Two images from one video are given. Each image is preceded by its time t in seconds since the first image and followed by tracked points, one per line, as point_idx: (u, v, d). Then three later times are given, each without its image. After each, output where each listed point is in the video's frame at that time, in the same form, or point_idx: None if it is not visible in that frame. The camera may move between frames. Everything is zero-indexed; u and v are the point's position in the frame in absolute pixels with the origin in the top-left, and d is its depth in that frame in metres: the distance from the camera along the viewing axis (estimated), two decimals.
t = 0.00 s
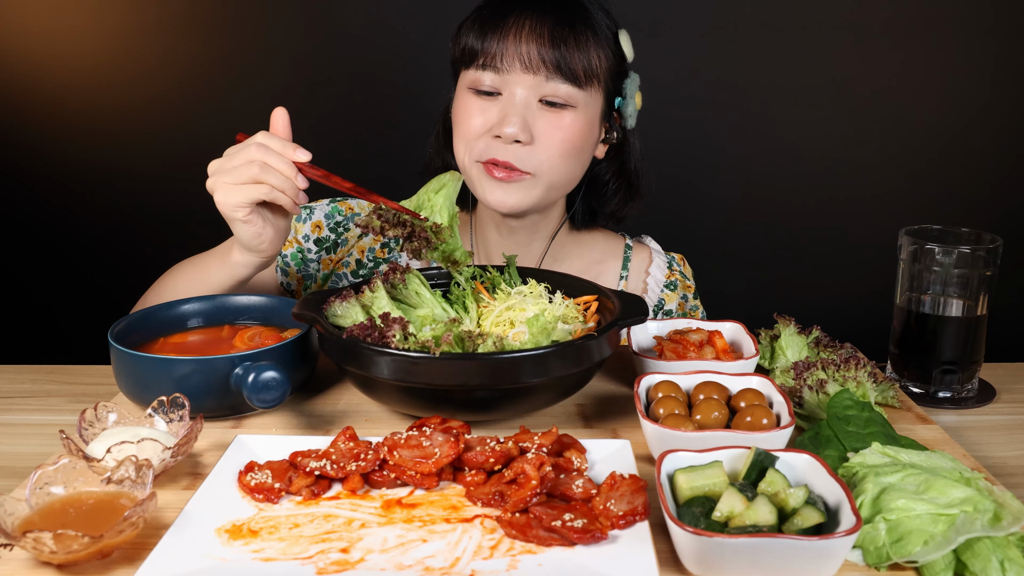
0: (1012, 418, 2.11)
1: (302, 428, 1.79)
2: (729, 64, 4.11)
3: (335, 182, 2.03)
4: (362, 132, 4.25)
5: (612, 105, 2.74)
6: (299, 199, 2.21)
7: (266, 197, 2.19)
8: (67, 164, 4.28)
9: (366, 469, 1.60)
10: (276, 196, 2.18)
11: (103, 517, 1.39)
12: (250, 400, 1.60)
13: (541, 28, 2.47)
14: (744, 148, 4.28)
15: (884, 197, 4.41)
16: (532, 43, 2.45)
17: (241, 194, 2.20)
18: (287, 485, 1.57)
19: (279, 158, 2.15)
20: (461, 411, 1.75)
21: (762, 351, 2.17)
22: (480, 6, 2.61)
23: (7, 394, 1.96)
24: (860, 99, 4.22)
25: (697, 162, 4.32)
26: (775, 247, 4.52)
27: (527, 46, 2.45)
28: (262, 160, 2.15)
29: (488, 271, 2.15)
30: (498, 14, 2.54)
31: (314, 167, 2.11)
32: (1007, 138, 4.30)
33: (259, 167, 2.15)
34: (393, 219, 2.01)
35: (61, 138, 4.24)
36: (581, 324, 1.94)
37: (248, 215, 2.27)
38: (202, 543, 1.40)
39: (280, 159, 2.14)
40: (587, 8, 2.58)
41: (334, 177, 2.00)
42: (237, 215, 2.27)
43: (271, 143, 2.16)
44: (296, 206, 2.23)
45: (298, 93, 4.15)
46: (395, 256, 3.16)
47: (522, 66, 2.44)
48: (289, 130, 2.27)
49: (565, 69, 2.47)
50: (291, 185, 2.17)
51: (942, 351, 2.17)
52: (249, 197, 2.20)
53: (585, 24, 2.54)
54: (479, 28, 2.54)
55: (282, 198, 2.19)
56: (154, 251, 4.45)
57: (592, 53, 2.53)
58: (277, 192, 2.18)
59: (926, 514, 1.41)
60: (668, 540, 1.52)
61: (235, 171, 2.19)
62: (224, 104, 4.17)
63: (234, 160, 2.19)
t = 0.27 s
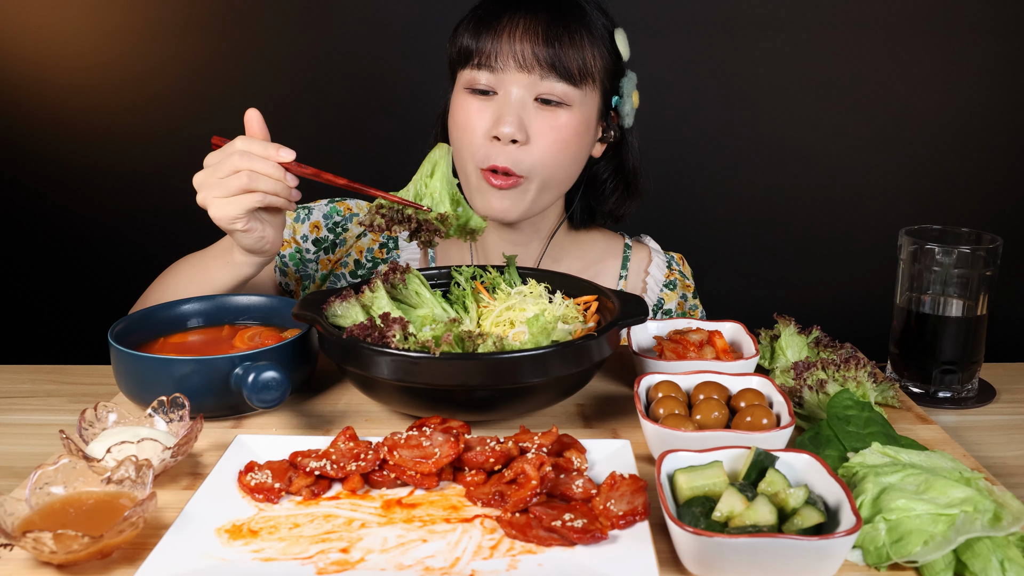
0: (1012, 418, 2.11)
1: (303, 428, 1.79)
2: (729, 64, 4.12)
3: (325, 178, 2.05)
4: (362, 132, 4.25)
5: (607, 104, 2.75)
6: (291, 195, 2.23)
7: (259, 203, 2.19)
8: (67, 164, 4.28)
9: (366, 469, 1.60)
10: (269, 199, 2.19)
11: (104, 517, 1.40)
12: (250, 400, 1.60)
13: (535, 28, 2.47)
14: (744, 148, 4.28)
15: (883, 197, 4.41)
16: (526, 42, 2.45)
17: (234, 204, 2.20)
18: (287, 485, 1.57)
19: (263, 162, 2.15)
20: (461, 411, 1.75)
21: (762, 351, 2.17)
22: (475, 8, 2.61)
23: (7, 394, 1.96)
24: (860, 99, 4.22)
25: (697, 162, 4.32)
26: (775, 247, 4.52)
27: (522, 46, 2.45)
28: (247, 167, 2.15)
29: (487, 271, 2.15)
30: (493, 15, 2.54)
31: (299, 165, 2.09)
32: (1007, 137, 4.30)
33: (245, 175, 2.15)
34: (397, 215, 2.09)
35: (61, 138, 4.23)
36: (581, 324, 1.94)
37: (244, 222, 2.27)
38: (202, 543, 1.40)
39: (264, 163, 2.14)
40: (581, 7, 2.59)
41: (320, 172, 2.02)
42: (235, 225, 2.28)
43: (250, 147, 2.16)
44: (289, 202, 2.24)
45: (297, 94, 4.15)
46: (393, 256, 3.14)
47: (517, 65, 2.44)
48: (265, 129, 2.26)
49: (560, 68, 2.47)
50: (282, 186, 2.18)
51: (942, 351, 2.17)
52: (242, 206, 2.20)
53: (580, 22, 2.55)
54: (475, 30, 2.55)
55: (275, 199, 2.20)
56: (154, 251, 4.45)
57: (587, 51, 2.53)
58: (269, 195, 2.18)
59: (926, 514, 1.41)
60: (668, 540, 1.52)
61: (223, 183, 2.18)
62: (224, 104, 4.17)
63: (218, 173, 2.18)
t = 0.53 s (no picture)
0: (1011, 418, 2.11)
1: (303, 428, 1.78)
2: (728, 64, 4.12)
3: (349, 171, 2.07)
4: (362, 132, 4.24)
5: (607, 104, 2.73)
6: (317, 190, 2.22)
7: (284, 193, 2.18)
8: (67, 164, 4.28)
9: (366, 469, 1.60)
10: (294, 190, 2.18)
11: (104, 517, 1.40)
12: (250, 400, 1.60)
13: (534, 24, 2.47)
14: (745, 148, 4.27)
15: (884, 196, 4.41)
16: (524, 38, 2.45)
17: (258, 190, 2.19)
18: (287, 485, 1.57)
19: (294, 151, 2.17)
20: (461, 411, 1.75)
21: (762, 351, 2.17)
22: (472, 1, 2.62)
23: (7, 394, 1.96)
24: (859, 100, 4.22)
25: (697, 162, 4.31)
26: (776, 248, 4.51)
27: (520, 41, 2.45)
28: (278, 153, 2.16)
29: (487, 271, 2.15)
30: (490, 10, 2.54)
31: (326, 158, 2.11)
32: (1007, 137, 4.30)
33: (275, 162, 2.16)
34: (418, 198, 2.04)
35: (61, 138, 4.23)
36: (581, 324, 1.94)
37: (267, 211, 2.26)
38: (202, 543, 1.40)
39: (295, 152, 2.16)
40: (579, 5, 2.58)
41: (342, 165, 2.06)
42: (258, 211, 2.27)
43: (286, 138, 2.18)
44: (311, 198, 2.24)
45: (297, 94, 4.14)
46: (391, 257, 3.14)
47: (515, 61, 2.45)
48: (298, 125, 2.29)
49: (558, 64, 2.47)
50: (308, 178, 2.17)
51: (942, 351, 2.17)
52: (267, 194, 2.20)
53: (579, 20, 2.54)
54: (472, 24, 2.55)
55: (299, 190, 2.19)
56: (153, 250, 4.45)
57: (586, 48, 2.53)
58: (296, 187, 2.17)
59: (926, 514, 1.41)
60: (668, 540, 1.52)
61: (252, 169, 2.18)
62: (224, 103, 4.17)
63: (248, 157, 2.19)
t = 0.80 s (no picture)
0: None
1: (283, 469, 1.68)
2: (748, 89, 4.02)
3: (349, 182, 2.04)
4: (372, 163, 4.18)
5: (614, 110, 2.65)
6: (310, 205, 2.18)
7: (277, 203, 2.14)
8: (77, 198, 4.21)
9: (351, 513, 1.45)
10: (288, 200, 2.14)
11: (63, 567, 1.28)
12: (223, 437, 1.55)
13: (529, 26, 2.40)
14: (767, 175, 4.16)
15: (912, 224, 4.25)
16: (520, 41, 2.37)
17: (253, 198, 2.14)
18: (265, 531, 1.43)
19: (293, 161, 2.14)
20: (457, 449, 1.61)
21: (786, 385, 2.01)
22: (464, 7, 2.54)
23: None
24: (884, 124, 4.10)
25: (718, 189, 4.18)
26: (799, 276, 4.37)
27: (516, 44, 2.37)
28: (277, 162, 2.13)
29: (485, 296, 2.03)
30: (484, 14, 2.47)
31: (325, 171, 2.10)
32: None
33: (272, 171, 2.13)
34: (426, 205, 1.99)
35: (69, 173, 4.18)
36: (588, 353, 1.79)
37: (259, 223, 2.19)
38: None
39: (294, 162, 2.14)
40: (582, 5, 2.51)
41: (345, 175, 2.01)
42: (247, 223, 2.19)
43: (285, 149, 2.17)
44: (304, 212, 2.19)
45: (307, 125, 4.08)
46: (374, 280, 3.03)
47: (511, 65, 2.35)
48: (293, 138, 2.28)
49: (557, 68, 2.38)
50: (303, 190, 2.14)
51: (986, 385, 2.00)
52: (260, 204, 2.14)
53: (580, 20, 2.47)
54: (464, 27, 2.47)
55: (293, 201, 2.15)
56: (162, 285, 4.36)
57: (587, 50, 2.45)
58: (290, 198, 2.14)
59: (968, 563, 1.25)
60: None
61: (247, 177, 2.14)
62: (235, 135, 4.10)
63: (246, 166, 2.16)
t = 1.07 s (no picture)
0: None
1: (283, 469, 1.68)
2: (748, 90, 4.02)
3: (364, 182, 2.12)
4: (372, 163, 4.18)
5: (609, 116, 2.65)
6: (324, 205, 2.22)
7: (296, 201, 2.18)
8: (77, 198, 4.21)
9: (351, 513, 1.45)
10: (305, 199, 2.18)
11: (62, 567, 1.28)
12: (224, 437, 1.55)
13: (529, 24, 2.40)
14: (766, 175, 4.16)
15: (912, 224, 4.25)
16: (519, 38, 2.38)
17: (273, 194, 2.19)
18: (265, 531, 1.43)
19: (312, 162, 2.19)
20: (457, 449, 1.61)
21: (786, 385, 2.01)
22: (464, 3, 2.55)
23: None
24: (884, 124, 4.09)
25: (718, 190, 4.19)
26: (799, 276, 4.37)
27: (514, 41, 2.38)
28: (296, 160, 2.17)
29: (485, 296, 2.03)
30: (483, 10, 2.47)
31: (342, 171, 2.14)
32: None
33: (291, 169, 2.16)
34: (445, 198, 2.14)
35: (69, 173, 4.18)
36: (588, 353, 1.79)
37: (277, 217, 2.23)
38: None
39: (313, 161, 2.18)
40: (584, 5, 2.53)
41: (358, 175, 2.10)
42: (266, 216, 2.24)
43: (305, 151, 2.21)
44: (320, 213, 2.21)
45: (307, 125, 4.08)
46: (371, 282, 3.01)
47: (508, 60, 2.36)
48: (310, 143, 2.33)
49: (555, 65, 2.39)
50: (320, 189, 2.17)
51: (985, 385, 2.00)
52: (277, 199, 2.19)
53: (580, 19, 2.48)
54: (462, 23, 2.48)
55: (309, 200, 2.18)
56: (162, 286, 4.36)
57: (586, 50, 2.45)
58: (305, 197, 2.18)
59: (968, 563, 1.25)
60: None
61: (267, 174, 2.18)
62: (235, 136, 4.10)
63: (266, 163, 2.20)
